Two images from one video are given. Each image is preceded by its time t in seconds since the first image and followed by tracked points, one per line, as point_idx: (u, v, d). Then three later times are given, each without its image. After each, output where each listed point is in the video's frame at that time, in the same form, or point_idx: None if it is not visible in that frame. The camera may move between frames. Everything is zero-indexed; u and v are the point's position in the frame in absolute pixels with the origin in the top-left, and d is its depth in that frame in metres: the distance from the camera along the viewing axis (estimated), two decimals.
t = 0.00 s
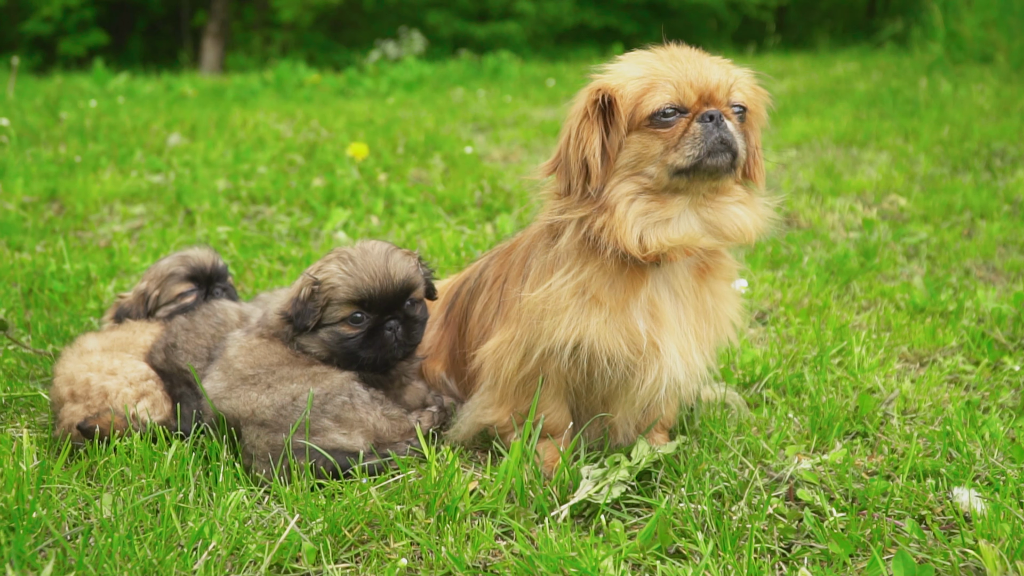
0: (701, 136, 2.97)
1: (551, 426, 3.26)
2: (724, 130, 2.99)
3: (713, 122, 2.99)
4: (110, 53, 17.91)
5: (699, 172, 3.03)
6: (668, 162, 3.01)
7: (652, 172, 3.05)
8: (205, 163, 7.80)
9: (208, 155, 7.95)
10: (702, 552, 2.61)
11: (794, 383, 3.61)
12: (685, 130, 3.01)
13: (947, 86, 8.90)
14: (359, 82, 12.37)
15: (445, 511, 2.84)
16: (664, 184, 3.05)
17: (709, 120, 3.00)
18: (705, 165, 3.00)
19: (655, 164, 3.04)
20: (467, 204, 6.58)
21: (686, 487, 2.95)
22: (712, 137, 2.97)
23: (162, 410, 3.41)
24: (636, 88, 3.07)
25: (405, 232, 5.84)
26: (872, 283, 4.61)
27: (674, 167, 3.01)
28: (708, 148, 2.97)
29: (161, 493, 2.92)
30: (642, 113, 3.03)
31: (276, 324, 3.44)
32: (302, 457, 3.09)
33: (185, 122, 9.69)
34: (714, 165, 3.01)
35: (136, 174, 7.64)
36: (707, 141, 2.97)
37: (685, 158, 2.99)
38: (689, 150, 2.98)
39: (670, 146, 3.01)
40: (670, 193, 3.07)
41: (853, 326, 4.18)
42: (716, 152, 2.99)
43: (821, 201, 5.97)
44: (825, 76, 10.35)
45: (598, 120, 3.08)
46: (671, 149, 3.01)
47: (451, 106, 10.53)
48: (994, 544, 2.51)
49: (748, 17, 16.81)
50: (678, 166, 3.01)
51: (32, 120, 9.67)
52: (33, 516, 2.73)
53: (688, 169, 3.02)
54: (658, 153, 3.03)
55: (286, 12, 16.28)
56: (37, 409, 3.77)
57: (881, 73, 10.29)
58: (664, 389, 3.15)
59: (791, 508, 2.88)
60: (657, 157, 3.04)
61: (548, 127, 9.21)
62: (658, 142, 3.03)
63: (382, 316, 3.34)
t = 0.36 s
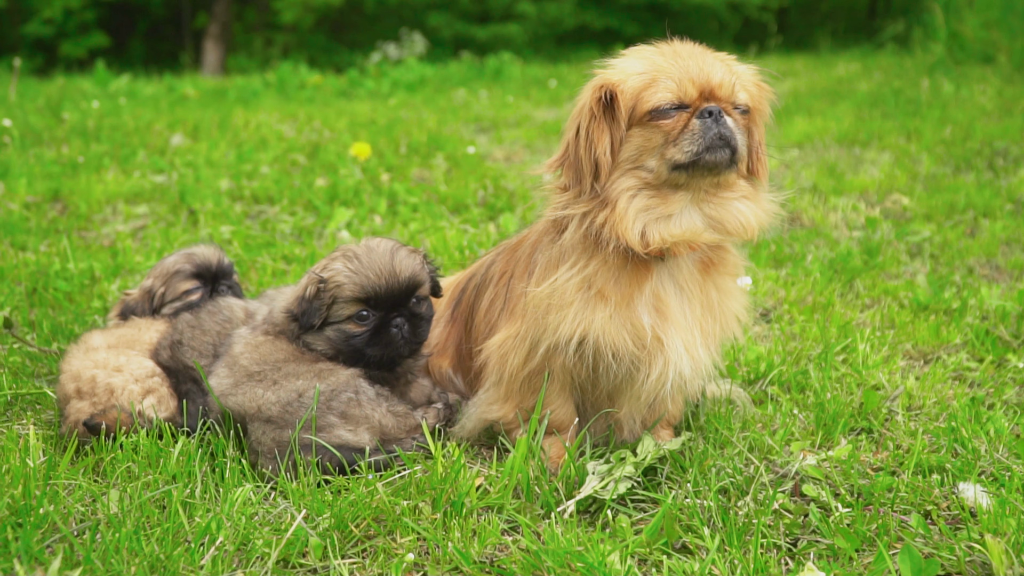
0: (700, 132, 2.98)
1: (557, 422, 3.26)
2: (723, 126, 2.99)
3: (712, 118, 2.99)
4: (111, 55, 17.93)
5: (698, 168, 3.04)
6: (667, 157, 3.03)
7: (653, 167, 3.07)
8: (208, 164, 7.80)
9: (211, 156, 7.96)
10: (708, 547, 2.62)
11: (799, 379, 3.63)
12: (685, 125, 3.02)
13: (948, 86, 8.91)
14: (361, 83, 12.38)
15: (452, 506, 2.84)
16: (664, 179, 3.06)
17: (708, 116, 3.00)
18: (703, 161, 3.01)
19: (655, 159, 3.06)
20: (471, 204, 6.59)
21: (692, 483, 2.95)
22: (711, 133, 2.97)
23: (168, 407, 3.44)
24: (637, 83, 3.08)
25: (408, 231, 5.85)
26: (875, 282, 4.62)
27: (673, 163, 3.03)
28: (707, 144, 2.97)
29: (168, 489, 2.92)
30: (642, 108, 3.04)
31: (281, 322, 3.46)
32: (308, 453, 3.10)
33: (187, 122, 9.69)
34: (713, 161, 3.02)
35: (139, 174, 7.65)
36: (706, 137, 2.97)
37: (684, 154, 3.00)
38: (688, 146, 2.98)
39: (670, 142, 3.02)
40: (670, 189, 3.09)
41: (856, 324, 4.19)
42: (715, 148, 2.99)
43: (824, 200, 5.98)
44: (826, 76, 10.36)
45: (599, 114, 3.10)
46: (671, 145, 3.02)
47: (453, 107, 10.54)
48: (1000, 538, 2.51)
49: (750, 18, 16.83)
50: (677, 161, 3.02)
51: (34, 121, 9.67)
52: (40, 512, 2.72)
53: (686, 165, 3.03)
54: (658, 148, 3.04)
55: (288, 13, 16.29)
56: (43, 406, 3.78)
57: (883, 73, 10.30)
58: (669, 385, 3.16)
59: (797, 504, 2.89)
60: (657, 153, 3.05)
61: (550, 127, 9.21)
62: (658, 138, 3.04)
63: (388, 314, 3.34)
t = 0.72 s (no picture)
0: (694, 134, 2.98)
1: (562, 426, 3.26)
2: (717, 128, 2.99)
3: (707, 120, 3.00)
4: (113, 58, 17.94)
5: (692, 170, 3.04)
6: (661, 158, 3.03)
7: (648, 168, 3.08)
8: (209, 166, 7.80)
9: (212, 158, 7.96)
10: (713, 552, 2.61)
11: (803, 383, 3.62)
12: (680, 126, 3.03)
13: (950, 87, 8.91)
14: (362, 85, 12.38)
15: (456, 511, 2.84)
16: (659, 181, 3.07)
17: (703, 118, 3.00)
18: (698, 162, 3.01)
19: (650, 160, 3.07)
20: (473, 206, 6.59)
21: (697, 487, 2.95)
22: (705, 135, 2.97)
23: (171, 411, 3.43)
24: (634, 83, 3.09)
25: (410, 234, 5.85)
26: (878, 284, 4.62)
27: (667, 164, 3.03)
28: (701, 145, 2.97)
29: (172, 493, 2.92)
30: (639, 108, 3.06)
31: (286, 325, 3.45)
32: (312, 458, 3.10)
33: (189, 125, 9.69)
34: (707, 162, 3.02)
35: (141, 176, 7.64)
36: (700, 138, 2.97)
37: (678, 156, 3.00)
38: (681, 148, 2.99)
39: (664, 143, 3.03)
40: (666, 190, 3.09)
41: (860, 327, 4.19)
42: (709, 150, 2.99)
43: (826, 203, 5.98)
44: (828, 78, 10.36)
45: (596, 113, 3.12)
46: (665, 146, 3.03)
47: (455, 109, 10.55)
48: (1006, 543, 2.50)
49: (750, 20, 16.84)
50: (671, 163, 3.02)
51: (36, 123, 9.67)
52: (44, 517, 2.72)
53: (681, 167, 3.03)
54: (653, 149, 3.05)
55: (288, 15, 16.30)
56: (46, 410, 3.78)
57: (884, 75, 10.30)
58: (672, 388, 3.14)
59: (801, 508, 2.89)
60: (652, 154, 3.06)
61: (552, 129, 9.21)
62: (654, 138, 3.05)
63: (394, 318, 3.34)
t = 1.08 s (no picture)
0: (696, 139, 2.97)
1: (565, 433, 3.25)
2: (719, 133, 2.99)
3: (709, 125, 2.99)
4: (114, 60, 17.94)
5: (695, 176, 3.03)
6: (663, 165, 3.02)
7: (650, 175, 3.07)
8: (211, 170, 7.80)
9: (214, 162, 7.95)
10: (718, 562, 2.60)
11: (806, 390, 3.61)
12: (682, 132, 3.02)
13: (952, 90, 8.89)
14: (363, 88, 12.37)
15: (459, 520, 2.83)
16: (662, 187, 3.06)
17: (705, 123, 2.99)
18: (700, 168, 3.00)
19: (652, 167, 3.06)
20: (474, 210, 6.59)
21: (700, 495, 2.95)
22: (707, 140, 2.97)
23: (173, 419, 3.42)
24: (634, 91, 3.09)
25: (412, 238, 5.84)
26: (881, 289, 4.61)
27: (670, 170, 3.02)
28: (703, 150, 2.97)
29: (174, 503, 2.91)
30: (639, 115, 3.05)
31: (289, 331, 3.44)
32: (315, 466, 3.10)
33: (190, 128, 9.69)
34: (710, 168, 3.01)
35: (142, 180, 7.64)
36: (702, 144, 2.96)
37: (680, 162, 2.99)
38: (683, 154, 2.98)
39: (666, 150, 3.02)
40: (669, 197, 3.08)
41: (863, 332, 4.18)
42: (711, 155, 2.99)
43: (828, 207, 5.96)
44: (829, 80, 10.34)
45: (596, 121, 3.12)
46: (667, 152, 3.02)
47: (456, 112, 10.54)
48: (1011, 553, 2.49)
49: (751, 22, 16.82)
50: (674, 169, 3.01)
51: (37, 126, 9.66)
52: (45, 526, 2.70)
53: (684, 173, 3.02)
54: (655, 156, 3.04)
55: (289, 17, 16.30)
56: (48, 417, 3.77)
57: (886, 77, 10.28)
58: (676, 395, 3.14)
59: (806, 516, 2.87)
60: (654, 161, 3.05)
61: (553, 132, 9.20)
62: (655, 145, 3.04)
63: (397, 325, 3.33)
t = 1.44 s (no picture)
0: (703, 143, 2.97)
1: (569, 438, 3.25)
2: (726, 137, 2.98)
3: (716, 129, 2.99)
4: (115, 61, 17.96)
5: (702, 180, 3.03)
6: (671, 170, 3.02)
7: (657, 180, 3.07)
8: (213, 173, 7.80)
9: (216, 164, 7.95)
10: (722, 567, 2.60)
11: (810, 394, 3.61)
12: (688, 137, 3.02)
13: (954, 92, 8.89)
14: (364, 90, 12.38)
15: (463, 526, 2.83)
16: (669, 193, 3.06)
17: (711, 127, 2.99)
18: (707, 172, 3.00)
19: (659, 172, 3.05)
20: (476, 213, 6.59)
21: (704, 500, 2.94)
22: (714, 144, 2.96)
23: (176, 424, 3.41)
24: (640, 96, 3.09)
25: (414, 241, 5.85)
26: (884, 292, 4.61)
27: (677, 175, 3.02)
28: (710, 154, 2.97)
29: (178, 508, 2.91)
30: (646, 120, 3.05)
31: (293, 336, 3.45)
32: (318, 472, 3.10)
33: (192, 130, 9.70)
34: (717, 172, 3.01)
35: (144, 183, 7.64)
36: (709, 148, 2.96)
37: (688, 166, 2.99)
38: (691, 157, 2.98)
39: (673, 154, 3.02)
40: (675, 202, 3.08)
41: (866, 336, 4.18)
42: (719, 159, 2.99)
43: (830, 209, 5.96)
44: (831, 82, 10.35)
45: (602, 126, 3.12)
46: (674, 157, 3.02)
47: (457, 114, 10.54)
48: (1015, 559, 2.49)
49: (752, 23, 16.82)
50: (681, 174, 3.01)
51: (39, 128, 9.68)
52: (49, 532, 2.70)
53: (691, 177, 3.02)
54: (662, 161, 3.04)
55: (290, 19, 16.30)
56: (51, 421, 3.77)
57: (887, 79, 10.28)
58: (680, 400, 3.14)
59: (810, 522, 2.87)
60: (661, 166, 3.05)
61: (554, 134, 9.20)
62: (662, 150, 3.04)
63: (402, 330, 3.34)
